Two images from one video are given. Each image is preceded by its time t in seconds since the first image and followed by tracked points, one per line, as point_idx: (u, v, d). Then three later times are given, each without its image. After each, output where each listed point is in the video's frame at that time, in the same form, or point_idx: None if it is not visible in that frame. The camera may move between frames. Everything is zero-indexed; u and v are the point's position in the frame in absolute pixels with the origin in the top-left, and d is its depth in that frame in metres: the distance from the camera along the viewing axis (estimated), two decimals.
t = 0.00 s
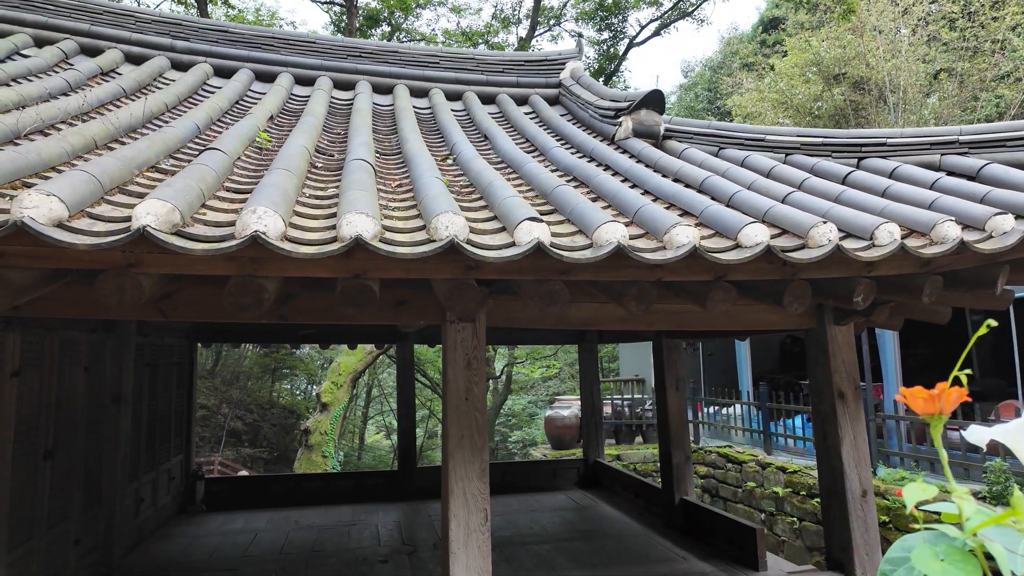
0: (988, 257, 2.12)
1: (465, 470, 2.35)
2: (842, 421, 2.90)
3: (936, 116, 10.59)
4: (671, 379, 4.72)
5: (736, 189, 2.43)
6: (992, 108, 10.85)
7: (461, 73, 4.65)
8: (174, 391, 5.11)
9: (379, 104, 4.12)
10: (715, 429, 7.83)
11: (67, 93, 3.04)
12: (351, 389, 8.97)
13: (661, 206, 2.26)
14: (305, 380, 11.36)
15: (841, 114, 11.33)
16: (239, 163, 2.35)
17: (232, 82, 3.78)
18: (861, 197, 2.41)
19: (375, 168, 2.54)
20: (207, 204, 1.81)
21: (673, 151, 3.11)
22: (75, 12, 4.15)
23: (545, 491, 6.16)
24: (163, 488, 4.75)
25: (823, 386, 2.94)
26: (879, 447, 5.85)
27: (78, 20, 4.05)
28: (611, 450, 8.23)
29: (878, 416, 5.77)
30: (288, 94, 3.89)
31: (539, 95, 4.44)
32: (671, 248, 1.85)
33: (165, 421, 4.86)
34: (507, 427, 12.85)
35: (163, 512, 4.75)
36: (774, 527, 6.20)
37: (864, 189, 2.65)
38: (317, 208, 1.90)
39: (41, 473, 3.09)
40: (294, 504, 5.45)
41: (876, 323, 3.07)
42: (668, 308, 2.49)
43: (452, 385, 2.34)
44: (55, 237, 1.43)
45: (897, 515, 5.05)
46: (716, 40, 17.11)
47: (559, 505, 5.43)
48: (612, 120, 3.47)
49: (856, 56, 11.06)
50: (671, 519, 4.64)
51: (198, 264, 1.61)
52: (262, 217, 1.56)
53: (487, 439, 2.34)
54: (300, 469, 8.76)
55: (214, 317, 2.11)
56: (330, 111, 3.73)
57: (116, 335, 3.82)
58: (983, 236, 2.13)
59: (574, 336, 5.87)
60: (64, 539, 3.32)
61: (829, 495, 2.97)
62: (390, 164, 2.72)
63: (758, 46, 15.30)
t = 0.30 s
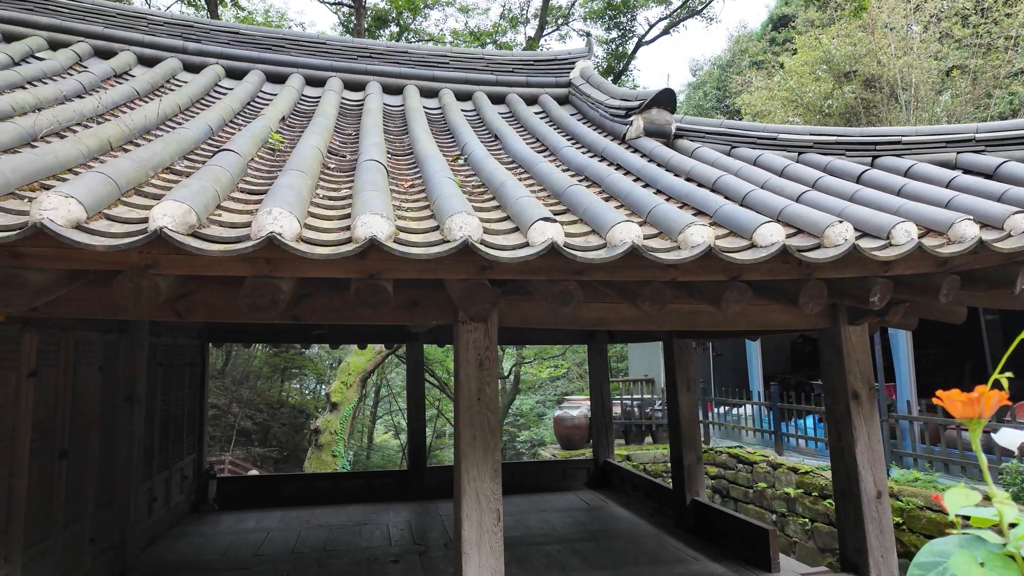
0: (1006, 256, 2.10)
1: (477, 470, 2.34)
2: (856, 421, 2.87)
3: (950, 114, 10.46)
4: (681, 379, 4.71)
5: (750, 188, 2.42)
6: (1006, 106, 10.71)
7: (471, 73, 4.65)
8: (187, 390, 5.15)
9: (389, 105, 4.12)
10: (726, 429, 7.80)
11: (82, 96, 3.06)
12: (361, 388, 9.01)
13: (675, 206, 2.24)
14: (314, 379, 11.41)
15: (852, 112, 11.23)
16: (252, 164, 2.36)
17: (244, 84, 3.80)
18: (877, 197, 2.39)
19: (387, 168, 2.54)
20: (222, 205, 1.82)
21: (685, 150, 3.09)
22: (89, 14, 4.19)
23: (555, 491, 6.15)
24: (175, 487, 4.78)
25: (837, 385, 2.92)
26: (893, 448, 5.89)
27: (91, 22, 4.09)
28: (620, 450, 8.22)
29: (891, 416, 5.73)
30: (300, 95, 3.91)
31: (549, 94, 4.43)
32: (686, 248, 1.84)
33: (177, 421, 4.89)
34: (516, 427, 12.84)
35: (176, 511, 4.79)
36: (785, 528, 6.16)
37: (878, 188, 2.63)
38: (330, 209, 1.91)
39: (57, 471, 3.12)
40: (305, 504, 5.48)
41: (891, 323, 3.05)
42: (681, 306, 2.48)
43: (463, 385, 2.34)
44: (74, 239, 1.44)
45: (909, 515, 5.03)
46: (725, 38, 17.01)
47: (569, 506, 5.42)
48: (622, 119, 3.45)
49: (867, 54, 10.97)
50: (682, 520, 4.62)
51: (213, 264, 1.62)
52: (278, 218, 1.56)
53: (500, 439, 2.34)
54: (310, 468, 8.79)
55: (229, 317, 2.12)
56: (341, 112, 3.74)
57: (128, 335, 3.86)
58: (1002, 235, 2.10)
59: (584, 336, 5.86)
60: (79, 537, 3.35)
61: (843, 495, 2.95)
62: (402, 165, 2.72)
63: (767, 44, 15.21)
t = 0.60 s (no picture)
0: None
1: (493, 472, 2.35)
2: (875, 423, 2.84)
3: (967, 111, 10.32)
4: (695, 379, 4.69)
5: (766, 189, 2.40)
6: None
7: (484, 75, 4.66)
8: (203, 391, 5.21)
9: (403, 107, 4.15)
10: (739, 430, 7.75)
11: (101, 100, 3.11)
12: (373, 389, 9.05)
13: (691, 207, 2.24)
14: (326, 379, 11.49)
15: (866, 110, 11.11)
16: (270, 168, 2.38)
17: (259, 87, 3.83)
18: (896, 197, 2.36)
19: (403, 171, 2.56)
20: (243, 209, 1.84)
21: (700, 150, 3.07)
22: (107, 20, 4.25)
23: (568, 492, 6.15)
24: (192, 487, 4.83)
25: (855, 386, 2.90)
26: (909, 449, 5.82)
27: (109, 27, 4.14)
28: (633, 451, 8.20)
29: (908, 418, 5.67)
30: (314, 98, 3.94)
31: (561, 95, 4.42)
32: (704, 250, 1.83)
33: (194, 421, 4.95)
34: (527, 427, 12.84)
35: (193, 510, 4.84)
36: (800, 529, 6.11)
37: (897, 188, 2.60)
38: (349, 212, 1.92)
39: (78, 471, 3.16)
40: (319, 504, 5.52)
41: (910, 324, 3.02)
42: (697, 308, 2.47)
43: (479, 386, 2.34)
44: (99, 243, 1.47)
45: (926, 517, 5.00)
46: (737, 37, 16.90)
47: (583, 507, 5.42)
48: (636, 119, 3.43)
49: (882, 51, 10.86)
50: (696, 521, 4.60)
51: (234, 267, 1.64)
52: (299, 222, 1.58)
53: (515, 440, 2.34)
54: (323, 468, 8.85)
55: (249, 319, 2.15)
56: (355, 115, 3.76)
57: (146, 336, 3.90)
58: None
59: (596, 337, 5.85)
60: (99, 537, 3.39)
61: (861, 497, 2.92)
62: (417, 167, 2.74)
63: (779, 43, 15.09)
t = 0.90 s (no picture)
0: None
1: (510, 470, 2.36)
2: (894, 423, 2.82)
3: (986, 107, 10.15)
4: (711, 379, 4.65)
5: (784, 187, 2.39)
6: None
7: (498, 75, 4.67)
8: (221, 390, 5.28)
9: (418, 108, 4.17)
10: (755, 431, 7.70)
11: (123, 104, 3.16)
12: (387, 388, 9.10)
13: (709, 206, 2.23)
14: (340, 379, 11.57)
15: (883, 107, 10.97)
16: (290, 169, 2.41)
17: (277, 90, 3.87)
18: (916, 195, 2.35)
19: (420, 171, 2.57)
20: (265, 210, 1.87)
21: (716, 149, 3.06)
22: (127, 24, 4.31)
23: (582, 492, 6.14)
24: (210, 485, 4.89)
25: (874, 386, 2.87)
26: (929, 451, 5.75)
27: (130, 32, 4.21)
28: (647, 451, 8.17)
29: (928, 418, 5.61)
30: (331, 99, 3.97)
31: (575, 95, 4.42)
32: (723, 249, 1.83)
33: (212, 419, 5.01)
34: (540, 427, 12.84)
35: (211, 508, 4.90)
36: (817, 531, 6.06)
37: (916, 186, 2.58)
38: (368, 213, 1.94)
39: (102, 469, 3.22)
40: (335, 502, 5.56)
41: (930, 324, 2.98)
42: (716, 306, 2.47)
43: (496, 386, 2.35)
44: (127, 243, 1.49)
45: (947, 519, 4.94)
46: (751, 34, 16.77)
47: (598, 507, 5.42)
48: (651, 118, 3.42)
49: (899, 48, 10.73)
50: (712, 521, 4.59)
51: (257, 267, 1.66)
52: (321, 223, 1.60)
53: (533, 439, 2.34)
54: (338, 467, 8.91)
55: (271, 318, 2.18)
56: (371, 116, 3.79)
57: (167, 336, 3.97)
58: None
59: (610, 336, 5.85)
60: (122, 535, 3.44)
61: (881, 498, 2.89)
62: (434, 168, 2.76)
63: (793, 40, 14.95)
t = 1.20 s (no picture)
0: None
1: (526, 467, 2.36)
2: (915, 422, 2.78)
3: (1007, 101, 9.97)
4: (727, 378, 4.62)
5: (802, 183, 2.37)
6: None
7: (512, 74, 4.68)
8: (239, 388, 5.33)
9: (432, 108, 4.19)
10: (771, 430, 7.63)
11: (143, 106, 3.21)
12: (401, 387, 9.14)
13: (726, 203, 2.22)
14: (354, 379, 11.66)
15: (901, 102, 10.82)
16: (307, 169, 2.44)
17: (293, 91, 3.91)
18: (937, 190, 2.32)
19: (436, 170, 2.59)
20: (284, 209, 1.89)
21: (732, 145, 3.04)
22: (146, 28, 4.38)
23: (597, 491, 6.13)
24: (228, 483, 4.95)
25: (894, 384, 2.83)
26: (950, 451, 5.67)
27: (149, 35, 4.27)
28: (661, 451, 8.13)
29: (948, 417, 5.53)
30: (346, 100, 4.00)
31: (589, 93, 4.41)
32: (741, 245, 1.82)
33: (230, 417, 5.07)
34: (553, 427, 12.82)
35: (229, 505, 4.96)
36: (835, 531, 6.00)
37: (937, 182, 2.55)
38: (386, 211, 1.96)
39: (124, 466, 3.28)
40: (350, 500, 5.60)
41: (952, 321, 2.94)
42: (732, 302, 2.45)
43: (511, 383, 2.36)
44: (150, 242, 1.52)
45: (968, 520, 4.86)
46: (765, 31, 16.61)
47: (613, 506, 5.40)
48: (666, 115, 3.41)
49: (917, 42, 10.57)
50: (728, 520, 4.56)
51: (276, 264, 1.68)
52: (340, 221, 1.62)
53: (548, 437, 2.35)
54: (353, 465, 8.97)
55: (289, 316, 2.21)
56: (386, 116, 3.81)
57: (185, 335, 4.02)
58: None
59: (624, 335, 5.83)
60: (143, 531, 3.50)
61: (901, 498, 2.85)
62: (450, 167, 2.77)
63: (808, 36, 14.80)
